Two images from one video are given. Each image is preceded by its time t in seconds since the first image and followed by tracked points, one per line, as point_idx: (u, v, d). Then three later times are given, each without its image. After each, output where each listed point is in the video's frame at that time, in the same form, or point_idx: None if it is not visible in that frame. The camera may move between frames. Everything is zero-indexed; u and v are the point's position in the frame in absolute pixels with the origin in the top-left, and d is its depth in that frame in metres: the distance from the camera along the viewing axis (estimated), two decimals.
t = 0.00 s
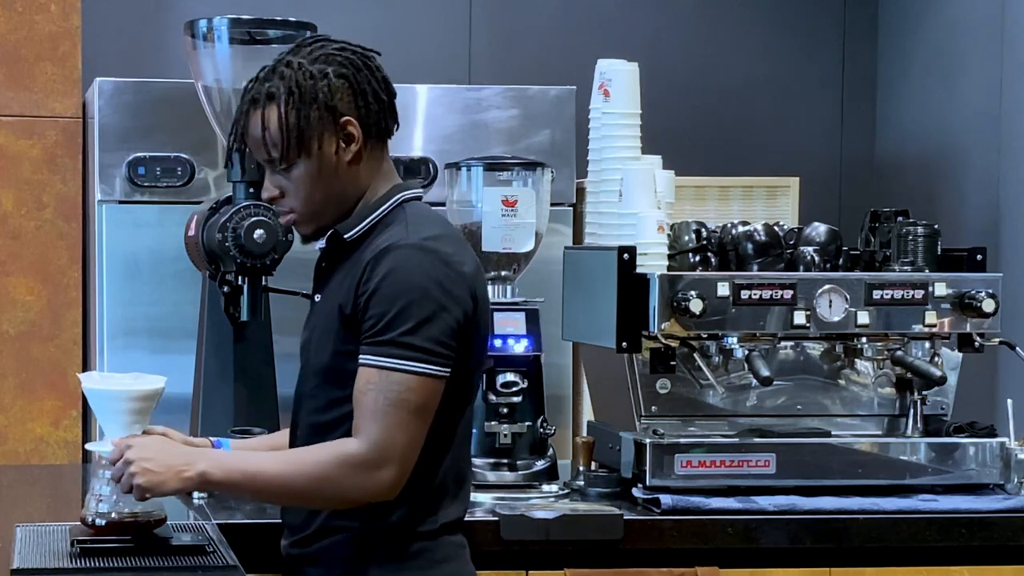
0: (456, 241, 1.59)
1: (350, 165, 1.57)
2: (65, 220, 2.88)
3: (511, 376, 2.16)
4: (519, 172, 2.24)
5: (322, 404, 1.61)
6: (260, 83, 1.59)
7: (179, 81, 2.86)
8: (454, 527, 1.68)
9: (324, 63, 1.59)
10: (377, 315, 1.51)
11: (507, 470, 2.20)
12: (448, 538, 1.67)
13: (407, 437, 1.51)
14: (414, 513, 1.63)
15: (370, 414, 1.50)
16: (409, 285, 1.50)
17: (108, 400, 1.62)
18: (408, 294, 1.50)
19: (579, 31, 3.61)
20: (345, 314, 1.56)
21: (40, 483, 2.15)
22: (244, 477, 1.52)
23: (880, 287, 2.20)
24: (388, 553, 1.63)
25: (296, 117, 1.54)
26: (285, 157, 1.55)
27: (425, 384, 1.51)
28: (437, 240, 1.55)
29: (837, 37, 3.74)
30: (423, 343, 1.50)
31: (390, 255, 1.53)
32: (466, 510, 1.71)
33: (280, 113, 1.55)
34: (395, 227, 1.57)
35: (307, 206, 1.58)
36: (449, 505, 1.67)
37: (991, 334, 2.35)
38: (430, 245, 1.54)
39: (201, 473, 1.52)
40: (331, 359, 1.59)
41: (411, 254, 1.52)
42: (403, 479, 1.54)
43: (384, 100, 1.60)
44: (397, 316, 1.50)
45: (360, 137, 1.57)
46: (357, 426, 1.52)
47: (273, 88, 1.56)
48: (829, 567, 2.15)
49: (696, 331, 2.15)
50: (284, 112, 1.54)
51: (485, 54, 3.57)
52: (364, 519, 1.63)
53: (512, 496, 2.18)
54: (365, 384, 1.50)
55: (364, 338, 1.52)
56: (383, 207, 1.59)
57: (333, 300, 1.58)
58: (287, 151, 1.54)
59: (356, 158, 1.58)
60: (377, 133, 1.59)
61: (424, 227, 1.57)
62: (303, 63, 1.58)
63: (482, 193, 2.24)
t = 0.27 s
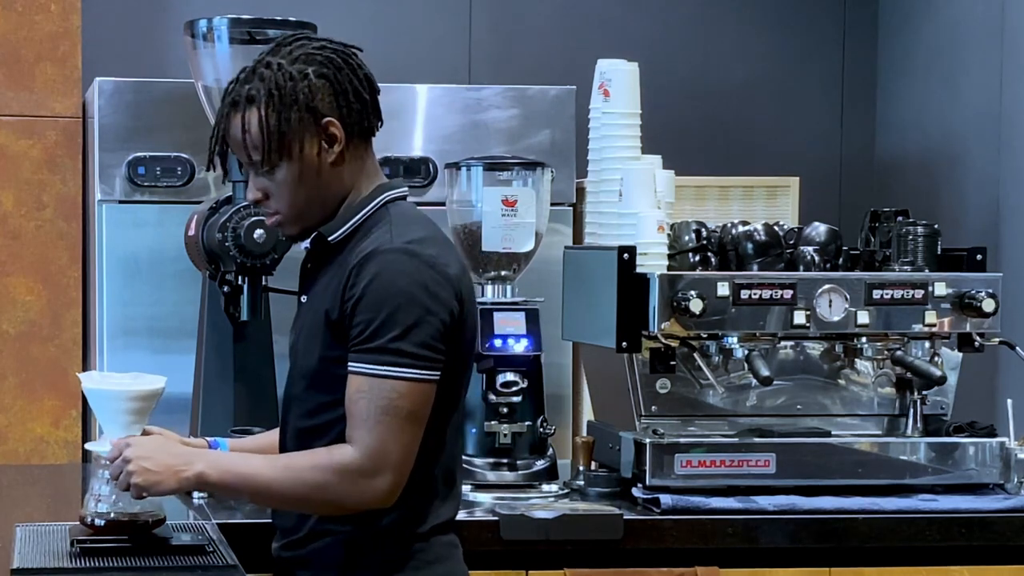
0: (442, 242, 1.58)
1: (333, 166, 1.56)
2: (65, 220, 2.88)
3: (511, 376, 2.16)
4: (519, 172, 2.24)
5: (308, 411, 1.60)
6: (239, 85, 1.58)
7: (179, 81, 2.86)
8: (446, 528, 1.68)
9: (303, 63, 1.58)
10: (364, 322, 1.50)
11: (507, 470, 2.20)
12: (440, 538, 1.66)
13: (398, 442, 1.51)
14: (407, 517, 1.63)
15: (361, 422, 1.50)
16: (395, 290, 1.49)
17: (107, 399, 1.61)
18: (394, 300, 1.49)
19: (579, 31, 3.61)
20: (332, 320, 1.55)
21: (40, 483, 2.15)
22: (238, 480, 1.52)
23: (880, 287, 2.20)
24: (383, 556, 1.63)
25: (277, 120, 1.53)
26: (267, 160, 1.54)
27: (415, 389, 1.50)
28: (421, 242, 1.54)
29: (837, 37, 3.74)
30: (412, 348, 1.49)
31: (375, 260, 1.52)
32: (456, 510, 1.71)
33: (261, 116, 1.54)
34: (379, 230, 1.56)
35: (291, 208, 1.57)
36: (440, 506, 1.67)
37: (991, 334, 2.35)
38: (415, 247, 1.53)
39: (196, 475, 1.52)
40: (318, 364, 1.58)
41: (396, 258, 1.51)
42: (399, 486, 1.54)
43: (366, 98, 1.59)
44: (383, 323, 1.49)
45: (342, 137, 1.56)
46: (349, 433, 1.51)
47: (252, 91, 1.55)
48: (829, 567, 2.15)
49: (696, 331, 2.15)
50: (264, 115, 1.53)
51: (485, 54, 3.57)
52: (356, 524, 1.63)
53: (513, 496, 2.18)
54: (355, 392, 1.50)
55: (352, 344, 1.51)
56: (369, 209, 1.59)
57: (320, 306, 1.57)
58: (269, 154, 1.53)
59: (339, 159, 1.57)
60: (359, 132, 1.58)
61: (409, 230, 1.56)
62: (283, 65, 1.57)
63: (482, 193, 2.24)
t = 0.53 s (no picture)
0: (439, 242, 1.58)
1: (329, 166, 1.56)
2: (65, 220, 2.88)
3: (511, 376, 2.15)
4: (519, 172, 2.24)
5: (306, 411, 1.60)
6: (236, 84, 1.58)
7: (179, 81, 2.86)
8: (444, 527, 1.68)
9: (300, 63, 1.57)
10: (362, 322, 1.50)
11: (507, 470, 2.20)
12: (437, 538, 1.67)
13: (396, 442, 1.51)
14: (405, 517, 1.63)
15: (359, 422, 1.50)
16: (393, 290, 1.49)
17: (106, 399, 1.61)
18: (392, 300, 1.49)
19: (579, 31, 3.61)
20: (329, 320, 1.55)
21: (40, 483, 2.15)
22: (237, 479, 1.52)
23: (880, 287, 2.20)
24: (381, 556, 1.63)
25: (274, 119, 1.53)
26: (264, 159, 1.54)
27: (413, 389, 1.50)
28: (419, 242, 1.54)
29: (837, 37, 3.74)
30: (410, 348, 1.49)
31: (372, 260, 1.52)
32: (454, 510, 1.71)
33: (257, 114, 1.54)
34: (376, 230, 1.56)
35: (288, 207, 1.57)
36: (439, 506, 1.67)
37: (991, 334, 2.35)
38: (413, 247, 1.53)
39: (195, 474, 1.53)
40: (315, 364, 1.57)
41: (393, 258, 1.51)
42: (398, 486, 1.54)
43: (362, 98, 1.59)
44: (382, 322, 1.49)
45: (339, 137, 1.56)
46: (347, 434, 1.51)
47: (248, 89, 1.55)
48: (829, 567, 2.15)
49: (695, 331, 2.15)
50: (261, 114, 1.53)
51: (486, 54, 3.57)
52: (354, 524, 1.63)
53: (513, 496, 2.18)
54: (353, 392, 1.50)
55: (350, 345, 1.51)
56: (366, 208, 1.59)
57: (317, 307, 1.57)
58: (266, 153, 1.53)
59: (335, 158, 1.57)
60: (356, 132, 1.59)
61: (407, 229, 1.56)
62: (279, 64, 1.57)
63: (482, 193, 2.24)
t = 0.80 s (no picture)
0: (438, 242, 1.58)
1: (326, 167, 1.56)
2: (65, 220, 2.89)
3: (511, 376, 2.15)
4: (519, 172, 2.24)
5: (305, 410, 1.60)
6: (232, 86, 1.58)
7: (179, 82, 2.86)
8: (443, 527, 1.68)
9: (296, 63, 1.57)
10: (361, 322, 1.50)
11: (507, 470, 2.20)
12: (437, 538, 1.67)
13: (396, 441, 1.51)
14: (405, 517, 1.63)
15: (359, 422, 1.50)
16: (393, 290, 1.49)
17: (107, 399, 1.61)
18: (392, 300, 1.49)
19: (579, 31, 3.61)
20: (329, 320, 1.55)
21: (40, 483, 2.15)
22: (237, 479, 1.52)
23: (880, 287, 2.20)
24: (381, 556, 1.63)
25: (269, 121, 1.53)
26: (260, 161, 1.54)
27: (413, 389, 1.50)
28: (419, 242, 1.54)
29: (837, 37, 3.74)
30: (410, 348, 1.49)
31: (371, 260, 1.52)
32: (454, 509, 1.71)
33: (253, 117, 1.54)
34: (375, 230, 1.56)
35: (285, 208, 1.57)
36: (438, 506, 1.67)
37: (991, 334, 2.35)
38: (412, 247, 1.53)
39: (194, 474, 1.53)
40: (315, 364, 1.57)
41: (393, 258, 1.51)
42: (398, 486, 1.54)
43: (359, 98, 1.59)
44: (381, 322, 1.49)
45: (336, 138, 1.56)
46: (347, 434, 1.51)
47: (244, 91, 1.55)
48: (829, 567, 2.15)
49: (696, 331, 2.15)
50: (257, 116, 1.53)
51: (485, 54, 3.57)
52: (354, 524, 1.62)
53: (513, 496, 2.17)
54: (352, 392, 1.50)
55: (349, 345, 1.51)
56: (365, 209, 1.59)
57: (316, 307, 1.57)
58: (262, 155, 1.53)
59: (333, 159, 1.57)
60: (353, 132, 1.58)
61: (406, 229, 1.56)
62: (275, 65, 1.56)
63: (482, 193, 2.24)
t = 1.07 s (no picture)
0: (439, 243, 1.58)
1: (327, 168, 1.56)
2: (65, 220, 2.89)
3: (511, 376, 2.15)
4: (519, 172, 2.24)
5: (304, 409, 1.60)
6: (232, 86, 1.58)
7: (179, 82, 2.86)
8: (442, 527, 1.68)
9: (297, 64, 1.57)
10: (362, 322, 1.50)
11: (507, 470, 2.20)
12: (437, 538, 1.67)
13: (397, 442, 1.51)
14: (404, 518, 1.63)
15: (359, 422, 1.50)
16: (394, 290, 1.49)
17: (107, 399, 1.61)
18: (393, 300, 1.49)
19: (579, 31, 3.61)
20: (329, 321, 1.55)
21: (40, 483, 2.15)
22: (237, 479, 1.52)
23: (880, 287, 2.20)
24: (381, 557, 1.63)
25: (270, 122, 1.53)
26: (261, 161, 1.54)
27: (414, 390, 1.50)
28: (420, 242, 1.54)
29: (838, 37, 3.74)
30: (411, 348, 1.49)
31: (372, 260, 1.51)
32: (454, 510, 1.71)
33: (254, 117, 1.54)
34: (376, 230, 1.56)
35: (285, 209, 1.57)
36: (438, 506, 1.67)
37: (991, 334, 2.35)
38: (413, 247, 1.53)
39: (194, 474, 1.52)
40: (315, 363, 1.57)
41: (393, 258, 1.51)
42: (398, 487, 1.54)
43: (360, 99, 1.59)
44: (382, 323, 1.49)
45: (336, 139, 1.56)
46: (347, 434, 1.51)
47: (245, 92, 1.55)
48: (829, 567, 2.15)
49: (695, 331, 2.15)
50: (257, 117, 1.53)
51: (486, 54, 3.57)
52: (353, 524, 1.62)
53: (513, 497, 2.18)
54: (353, 393, 1.50)
55: (350, 345, 1.51)
56: (366, 210, 1.59)
57: (316, 307, 1.57)
58: (262, 155, 1.53)
59: (333, 159, 1.57)
60: (354, 133, 1.58)
61: (408, 229, 1.56)
62: (276, 66, 1.56)
63: (482, 193, 2.24)
